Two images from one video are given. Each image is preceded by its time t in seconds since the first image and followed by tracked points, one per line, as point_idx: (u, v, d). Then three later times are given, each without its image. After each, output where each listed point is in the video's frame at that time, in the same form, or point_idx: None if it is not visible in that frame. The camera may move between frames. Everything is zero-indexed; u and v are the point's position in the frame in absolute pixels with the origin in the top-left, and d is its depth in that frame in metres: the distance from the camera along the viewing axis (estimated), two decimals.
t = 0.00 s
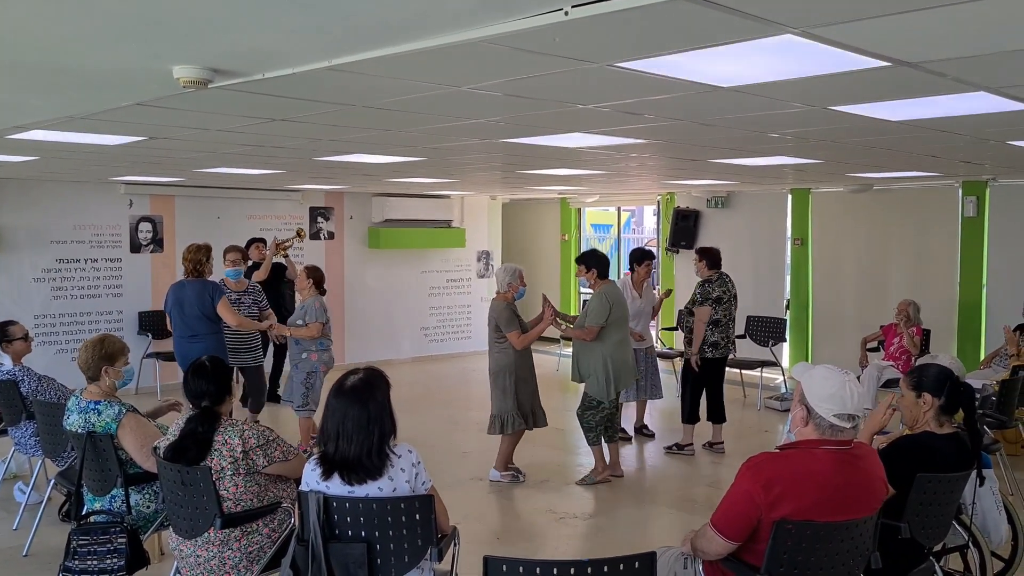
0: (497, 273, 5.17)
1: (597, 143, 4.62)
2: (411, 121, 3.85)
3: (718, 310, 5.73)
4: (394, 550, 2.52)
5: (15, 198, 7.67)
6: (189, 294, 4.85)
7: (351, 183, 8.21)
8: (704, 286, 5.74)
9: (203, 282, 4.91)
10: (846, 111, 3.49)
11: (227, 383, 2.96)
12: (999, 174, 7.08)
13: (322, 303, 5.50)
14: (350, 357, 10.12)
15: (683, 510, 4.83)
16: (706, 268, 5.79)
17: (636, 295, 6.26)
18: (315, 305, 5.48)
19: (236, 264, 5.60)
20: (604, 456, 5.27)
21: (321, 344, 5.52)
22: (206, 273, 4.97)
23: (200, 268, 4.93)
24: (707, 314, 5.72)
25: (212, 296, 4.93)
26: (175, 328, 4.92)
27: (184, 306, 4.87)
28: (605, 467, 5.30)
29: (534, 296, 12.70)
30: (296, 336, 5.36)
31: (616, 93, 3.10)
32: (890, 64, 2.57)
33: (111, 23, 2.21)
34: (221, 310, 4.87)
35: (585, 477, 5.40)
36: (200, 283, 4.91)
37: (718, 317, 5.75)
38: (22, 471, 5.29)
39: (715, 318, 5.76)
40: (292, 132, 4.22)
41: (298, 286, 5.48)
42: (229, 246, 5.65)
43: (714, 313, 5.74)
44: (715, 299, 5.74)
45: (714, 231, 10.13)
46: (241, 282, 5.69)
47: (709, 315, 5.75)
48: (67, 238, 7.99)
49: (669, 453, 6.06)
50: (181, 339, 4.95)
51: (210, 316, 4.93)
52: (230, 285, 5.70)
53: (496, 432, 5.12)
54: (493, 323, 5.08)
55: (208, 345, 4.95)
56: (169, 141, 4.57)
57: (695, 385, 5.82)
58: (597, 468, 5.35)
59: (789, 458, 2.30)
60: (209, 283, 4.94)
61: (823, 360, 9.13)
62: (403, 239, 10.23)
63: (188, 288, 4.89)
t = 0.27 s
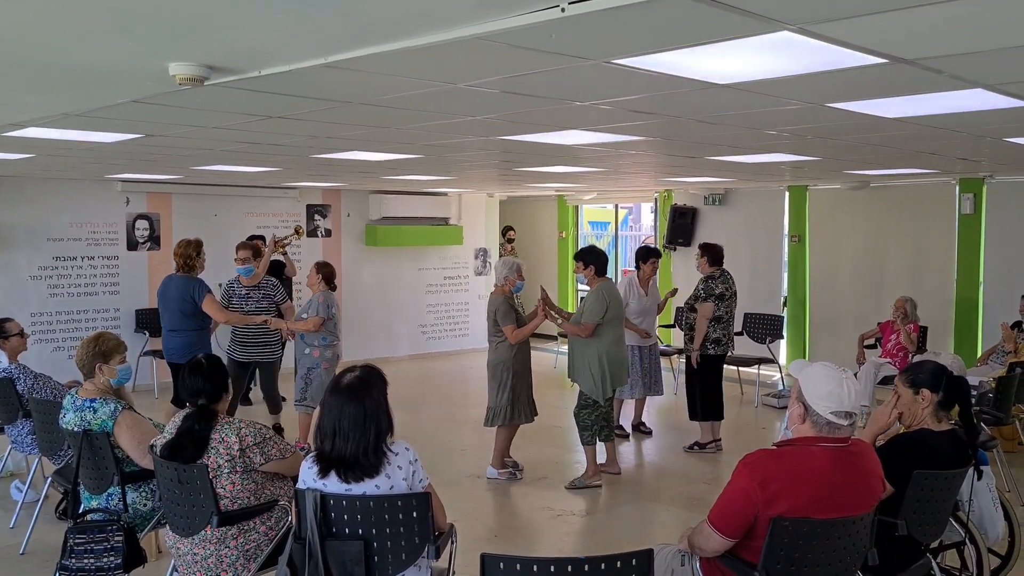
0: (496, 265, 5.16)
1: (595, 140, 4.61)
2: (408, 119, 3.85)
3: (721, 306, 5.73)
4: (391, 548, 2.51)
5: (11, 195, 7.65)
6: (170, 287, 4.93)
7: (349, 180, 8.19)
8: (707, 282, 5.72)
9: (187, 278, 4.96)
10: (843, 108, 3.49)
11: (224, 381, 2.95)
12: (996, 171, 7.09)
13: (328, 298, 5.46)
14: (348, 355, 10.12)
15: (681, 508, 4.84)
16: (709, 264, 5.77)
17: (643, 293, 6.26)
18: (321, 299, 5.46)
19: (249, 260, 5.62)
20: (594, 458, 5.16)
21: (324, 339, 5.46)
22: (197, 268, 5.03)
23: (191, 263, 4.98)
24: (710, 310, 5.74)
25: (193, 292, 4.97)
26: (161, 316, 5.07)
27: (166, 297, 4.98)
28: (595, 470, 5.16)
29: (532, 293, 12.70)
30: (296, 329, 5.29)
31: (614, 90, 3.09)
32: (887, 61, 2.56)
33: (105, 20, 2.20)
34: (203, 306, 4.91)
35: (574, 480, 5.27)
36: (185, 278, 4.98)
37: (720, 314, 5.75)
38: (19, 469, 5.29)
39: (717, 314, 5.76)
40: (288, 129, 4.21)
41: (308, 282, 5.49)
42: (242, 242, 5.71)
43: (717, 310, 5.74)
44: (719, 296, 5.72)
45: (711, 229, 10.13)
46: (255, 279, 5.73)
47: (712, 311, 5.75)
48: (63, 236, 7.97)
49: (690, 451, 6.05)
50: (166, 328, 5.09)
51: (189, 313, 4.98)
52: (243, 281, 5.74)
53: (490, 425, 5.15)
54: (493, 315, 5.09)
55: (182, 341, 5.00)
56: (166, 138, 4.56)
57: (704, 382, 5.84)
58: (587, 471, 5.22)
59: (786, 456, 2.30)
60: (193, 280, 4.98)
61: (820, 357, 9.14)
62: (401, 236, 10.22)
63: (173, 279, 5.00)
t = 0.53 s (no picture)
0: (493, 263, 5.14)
1: (592, 138, 4.61)
2: (405, 116, 3.84)
3: (714, 303, 5.75)
4: (388, 547, 2.51)
5: (7, 194, 7.63)
6: (154, 283, 4.99)
7: (345, 178, 8.18)
8: (700, 280, 5.77)
9: (172, 275, 5.00)
10: (840, 106, 3.49)
11: (220, 380, 2.94)
12: (992, 169, 7.09)
13: (328, 296, 5.44)
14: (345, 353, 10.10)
15: (678, 506, 4.84)
16: (702, 262, 5.80)
17: (643, 291, 6.25)
18: (320, 298, 5.44)
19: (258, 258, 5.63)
20: (592, 459, 5.15)
21: (323, 337, 5.44)
22: (184, 265, 5.06)
23: (179, 260, 5.00)
24: (702, 309, 5.73)
25: (176, 290, 5.00)
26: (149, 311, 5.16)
27: (150, 293, 5.05)
28: (592, 472, 5.16)
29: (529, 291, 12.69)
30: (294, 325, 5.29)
31: (611, 88, 3.09)
32: (884, 59, 2.56)
33: (100, 18, 2.20)
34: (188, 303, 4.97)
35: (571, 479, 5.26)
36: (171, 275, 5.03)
37: (715, 311, 5.76)
38: (15, 468, 5.28)
39: (710, 312, 5.76)
40: (284, 128, 4.21)
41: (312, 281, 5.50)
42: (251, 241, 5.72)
43: (710, 307, 5.76)
44: (712, 293, 5.76)
45: (708, 226, 10.14)
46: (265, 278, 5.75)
47: (704, 309, 5.76)
48: (60, 234, 7.95)
49: (688, 450, 6.07)
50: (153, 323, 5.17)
51: (173, 309, 5.02)
52: (252, 280, 5.77)
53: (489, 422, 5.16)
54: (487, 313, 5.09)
55: (165, 337, 5.05)
56: (162, 136, 4.55)
57: (703, 380, 5.82)
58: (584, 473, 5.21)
59: (784, 453, 2.29)
60: (177, 277, 5.01)
61: (817, 355, 9.15)
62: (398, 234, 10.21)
63: (159, 275, 5.06)
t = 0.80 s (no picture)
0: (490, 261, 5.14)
1: (588, 137, 4.60)
2: (401, 115, 3.84)
3: (707, 304, 5.75)
4: (384, 546, 2.51)
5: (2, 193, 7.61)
6: (142, 285, 5.00)
7: (342, 177, 8.17)
8: (694, 280, 5.78)
9: (159, 277, 5.00)
10: (836, 104, 3.49)
11: (216, 379, 2.94)
12: (988, 167, 7.11)
13: (321, 296, 5.43)
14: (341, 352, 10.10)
15: (674, 504, 4.84)
16: (698, 262, 5.81)
17: (639, 290, 6.24)
18: (314, 298, 5.44)
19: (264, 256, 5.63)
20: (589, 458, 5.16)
21: (319, 337, 5.43)
22: (174, 267, 5.07)
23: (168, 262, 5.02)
24: (694, 309, 5.73)
25: (162, 292, 4.99)
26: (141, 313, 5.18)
27: (139, 295, 5.06)
28: (588, 470, 5.16)
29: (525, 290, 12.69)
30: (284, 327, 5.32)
31: (607, 86, 3.08)
32: (880, 57, 2.56)
33: (94, 16, 2.19)
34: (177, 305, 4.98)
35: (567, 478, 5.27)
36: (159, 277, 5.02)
37: (707, 311, 5.76)
38: (11, 468, 5.26)
39: (704, 312, 5.76)
40: (280, 126, 4.20)
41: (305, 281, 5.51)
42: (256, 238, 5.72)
43: (703, 308, 5.76)
44: (705, 294, 5.78)
45: (705, 225, 10.14)
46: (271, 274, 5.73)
47: (697, 309, 5.76)
48: (55, 233, 7.93)
49: (685, 448, 6.07)
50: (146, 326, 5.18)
51: (160, 311, 5.01)
52: (257, 276, 5.76)
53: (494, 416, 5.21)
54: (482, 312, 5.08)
55: (155, 339, 5.04)
56: (158, 135, 4.54)
57: (697, 381, 5.83)
58: (581, 471, 5.22)
59: (781, 452, 2.30)
60: (164, 279, 5.00)
61: (813, 353, 9.16)
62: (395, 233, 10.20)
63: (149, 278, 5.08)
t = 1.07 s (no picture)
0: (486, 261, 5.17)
1: (586, 135, 4.61)
2: (399, 113, 3.84)
3: (705, 301, 5.74)
4: (383, 544, 2.51)
5: None
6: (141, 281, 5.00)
7: (339, 176, 8.16)
8: (691, 277, 5.76)
9: (156, 274, 4.98)
10: (834, 102, 3.49)
11: (214, 378, 2.94)
12: (985, 164, 7.12)
13: (310, 296, 5.38)
14: (340, 350, 10.09)
15: (672, 502, 4.86)
16: (696, 258, 5.81)
17: (633, 288, 6.24)
18: (303, 298, 5.38)
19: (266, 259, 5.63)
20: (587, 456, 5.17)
21: (307, 337, 5.36)
22: (176, 265, 5.07)
23: (171, 259, 5.04)
24: (694, 306, 5.73)
25: (157, 289, 4.98)
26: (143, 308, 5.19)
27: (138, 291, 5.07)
28: (587, 468, 5.17)
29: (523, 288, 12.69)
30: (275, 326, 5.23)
31: (606, 84, 3.08)
32: (877, 55, 2.56)
33: (92, 15, 2.19)
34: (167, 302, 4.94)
35: (566, 476, 5.27)
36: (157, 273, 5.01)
37: (706, 308, 5.75)
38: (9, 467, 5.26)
39: (702, 309, 5.75)
40: (278, 125, 4.20)
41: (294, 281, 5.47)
42: (260, 241, 5.75)
43: (702, 304, 5.75)
44: (703, 291, 5.76)
45: (703, 223, 10.14)
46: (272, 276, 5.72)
47: (696, 306, 5.75)
48: (52, 232, 7.92)
49: (684, 446, 6.07)
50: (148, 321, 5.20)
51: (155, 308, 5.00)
52: (258, 279, 5.75)
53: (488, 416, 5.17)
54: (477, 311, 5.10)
55: (151, 334, 5.04)
56: (156, 134, 4.54)
57: (695, 378, 5.84)
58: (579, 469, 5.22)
59: (780, 449, 2.30)
60: (161, 276, 4.99)
61: (811, 351, 9.17)
62: (393, 231, 10.20)
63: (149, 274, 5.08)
